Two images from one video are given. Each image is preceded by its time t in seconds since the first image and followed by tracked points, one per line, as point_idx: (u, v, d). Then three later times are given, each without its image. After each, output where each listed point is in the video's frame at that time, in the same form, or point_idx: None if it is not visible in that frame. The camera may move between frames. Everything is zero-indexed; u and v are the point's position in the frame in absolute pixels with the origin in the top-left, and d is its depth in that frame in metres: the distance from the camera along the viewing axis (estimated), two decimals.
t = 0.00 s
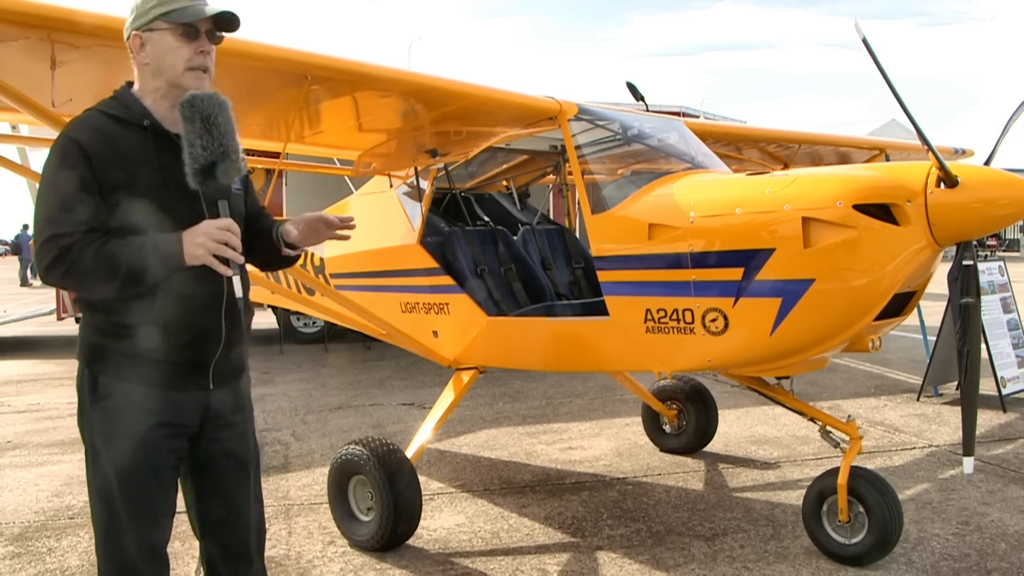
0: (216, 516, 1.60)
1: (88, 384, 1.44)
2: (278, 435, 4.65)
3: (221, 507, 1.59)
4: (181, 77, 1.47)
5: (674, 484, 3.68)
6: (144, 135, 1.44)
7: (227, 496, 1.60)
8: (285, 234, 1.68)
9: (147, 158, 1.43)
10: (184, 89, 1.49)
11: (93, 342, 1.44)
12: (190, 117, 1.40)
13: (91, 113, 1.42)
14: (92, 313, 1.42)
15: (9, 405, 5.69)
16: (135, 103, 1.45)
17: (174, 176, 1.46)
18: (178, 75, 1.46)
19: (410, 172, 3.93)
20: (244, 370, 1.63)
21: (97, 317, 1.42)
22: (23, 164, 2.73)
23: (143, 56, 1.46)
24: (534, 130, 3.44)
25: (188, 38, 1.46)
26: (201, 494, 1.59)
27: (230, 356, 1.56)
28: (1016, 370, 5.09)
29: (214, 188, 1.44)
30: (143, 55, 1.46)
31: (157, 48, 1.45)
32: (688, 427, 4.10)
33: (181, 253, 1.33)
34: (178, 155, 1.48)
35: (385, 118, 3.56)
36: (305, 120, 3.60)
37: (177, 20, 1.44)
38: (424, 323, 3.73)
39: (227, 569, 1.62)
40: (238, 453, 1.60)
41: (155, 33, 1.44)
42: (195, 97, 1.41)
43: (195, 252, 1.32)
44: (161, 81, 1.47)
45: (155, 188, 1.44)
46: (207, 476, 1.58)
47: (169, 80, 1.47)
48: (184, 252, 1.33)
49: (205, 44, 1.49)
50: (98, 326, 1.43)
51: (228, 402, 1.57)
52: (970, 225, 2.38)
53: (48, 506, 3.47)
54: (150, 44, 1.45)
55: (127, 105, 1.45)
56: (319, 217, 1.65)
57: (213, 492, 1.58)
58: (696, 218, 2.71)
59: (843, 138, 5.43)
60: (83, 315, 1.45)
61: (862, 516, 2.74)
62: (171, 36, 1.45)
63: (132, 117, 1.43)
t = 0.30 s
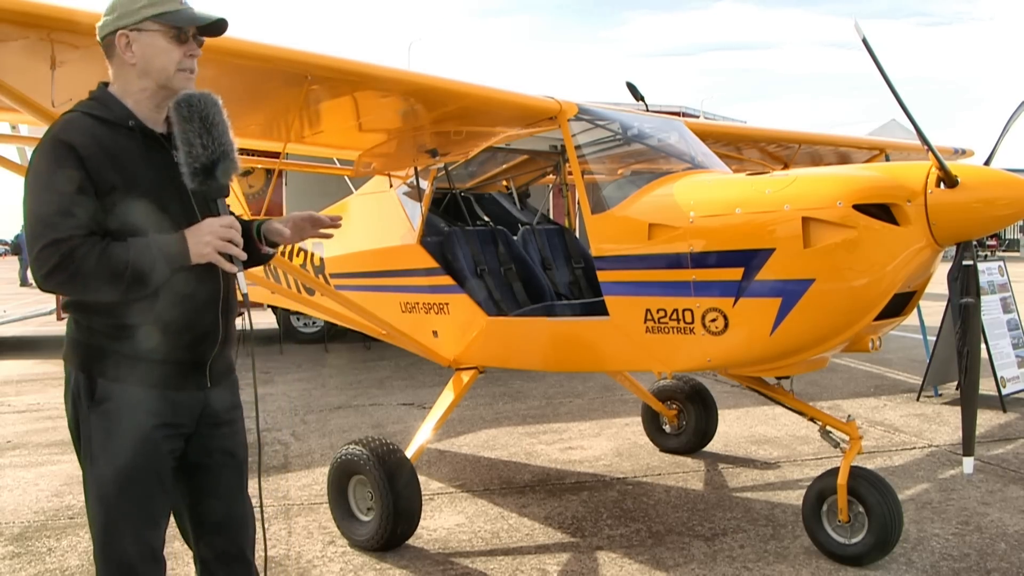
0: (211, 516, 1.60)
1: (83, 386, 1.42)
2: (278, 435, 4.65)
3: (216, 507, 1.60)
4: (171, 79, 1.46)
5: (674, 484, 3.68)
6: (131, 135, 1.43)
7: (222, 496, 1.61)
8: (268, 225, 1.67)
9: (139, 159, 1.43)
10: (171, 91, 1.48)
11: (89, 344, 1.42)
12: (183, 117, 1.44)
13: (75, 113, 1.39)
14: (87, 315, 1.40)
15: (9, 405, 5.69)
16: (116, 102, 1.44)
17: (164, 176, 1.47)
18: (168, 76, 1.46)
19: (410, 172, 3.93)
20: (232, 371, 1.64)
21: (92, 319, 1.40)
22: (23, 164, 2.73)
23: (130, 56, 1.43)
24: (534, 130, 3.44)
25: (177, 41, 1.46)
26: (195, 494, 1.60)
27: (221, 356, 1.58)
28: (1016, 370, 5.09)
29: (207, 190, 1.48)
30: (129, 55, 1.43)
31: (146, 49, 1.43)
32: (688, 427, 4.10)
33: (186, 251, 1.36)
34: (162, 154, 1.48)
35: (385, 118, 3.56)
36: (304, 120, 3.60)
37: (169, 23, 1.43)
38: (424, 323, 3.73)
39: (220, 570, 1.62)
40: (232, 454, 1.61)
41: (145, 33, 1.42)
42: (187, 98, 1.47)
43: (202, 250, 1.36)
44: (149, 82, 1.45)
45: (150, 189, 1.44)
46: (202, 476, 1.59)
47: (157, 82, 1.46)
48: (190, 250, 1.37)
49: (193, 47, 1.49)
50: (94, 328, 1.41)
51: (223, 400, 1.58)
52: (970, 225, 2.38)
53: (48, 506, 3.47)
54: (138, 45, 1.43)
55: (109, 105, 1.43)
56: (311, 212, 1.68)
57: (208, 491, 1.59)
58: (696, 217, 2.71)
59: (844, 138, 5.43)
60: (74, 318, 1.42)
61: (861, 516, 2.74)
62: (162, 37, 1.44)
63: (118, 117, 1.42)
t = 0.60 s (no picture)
0: (210, 515, 1.61)
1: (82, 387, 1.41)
2: (278, 435, 4.66)
3: (215, 506, 1.60)
4: (172, 89, 1.50)
5: (674, 484, 3.68)
6: (127, 136, 1.43)
7: (221, 494, 1.61)
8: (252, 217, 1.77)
9: (137, 160, 1.44)
10: (169, 99, 1.51)
11: (88, 345, 1.41)
12: (200, 120, 1.58)
13: (70, 113, 1.37)
14: (85, 316, 1.39)
15: (9, 405, 5.69)
16: (108, 102, 1.42)
17: (160, 176, 1.48)
18: (170, 86, 1.49)
19: (410, 172, 3.93)
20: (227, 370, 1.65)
21: (91, 320, 1.39)
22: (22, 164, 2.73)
23: (140, 58, 1.43)
24: (534, 130, 3.44)
25: (184, 52, 1.49)
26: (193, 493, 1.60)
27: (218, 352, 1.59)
28: (1015, 370, 5.09)
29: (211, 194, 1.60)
30: (138, 56, 1.43)
31: (157, 55, 1.44)
32: (688, 427, 4.10)
33: (201, 247, 1.40)
34: (155, 153, 1.49)
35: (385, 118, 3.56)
36: (304, 120, 3.60)
37: (184, 35, 1.46)
38: (424, 323, 3.73)
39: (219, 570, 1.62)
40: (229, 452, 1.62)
41: (160, 39, 1.44)
42: (205, 103, 1.61)
43: (218, 249, 1.41)
44: (152, 87, 1.47)
45: (149, 190, 1.45)
46: (200, 475, 1.59)
47: (160, 90, 1.48)
48: (204, 248, 1.40)
49: (192, 59, 1.53)
50: (93, 329, 1.40)
51: (220, 398, 1.59)
52: (970, 225, 2.38)
53: (48, 506, 3.47)
54: (149, 49, 1.43)
55: (100, 104, 1.41)
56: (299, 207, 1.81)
57: (207, 491, 1.60)
58: (696, 217, 2.71)
59: (843, 138, 5.43)
60: (69, 319, 1.41)
61: (861, 516, 2.74)
62: (173, 47, 1.46)
63: (114, 118, 1.42)
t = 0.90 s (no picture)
0: (210, 515, 1.61)
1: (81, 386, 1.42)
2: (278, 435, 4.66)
3: (214, 505, 1.61)
4: (175, 91, 1.51)
5: (673, 484, 3.69)
6: (130, 137, 1.43)
7: (220, 494, 1.61)
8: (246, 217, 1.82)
9: (141, 161, 1.44)
10: (170, 101, 1.52)
11: (90, 345, 1.41)
12: (206, 123, 1.62)
13: (76, 115, 1.38)
14: (87, 315, 1.39)
15: (9, 405, 5.70)
16: (112, 103, 1.43)
17: (163, 177, 1.49)
18: (172, 88, 1.50)
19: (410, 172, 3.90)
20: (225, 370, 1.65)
21: (92, 319, 1.39)
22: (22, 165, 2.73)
23: (144, 61, 1.44)
24: (533, 130, 3.44)
25: (186, 55, 1.50)
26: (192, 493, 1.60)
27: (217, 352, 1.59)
28: (1015, 369, 5.09)
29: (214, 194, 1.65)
30: (143, 59, 1.44)
31: (161, 58, 1.45)
32: (688, 427, 4.10)
33: (209, 247, 1.42)
34: (158, 154, 1.49)
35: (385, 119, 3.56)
36: (304, 121, 3.60)
37: (187, 38, 1.47)
38: (423, 323, 3.73)
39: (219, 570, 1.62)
40: (228, 452, 1.62)
41: (164, 42, 1.45)
42: (214, 103, 1.67)
43: (225, 250, 1.44)
44: (156, 90, 1.48)
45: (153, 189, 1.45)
46: (200, 475, 1.59)
47: (163, 92, 1.49)
48: (211, 247, 1.43)
49: (193, 62, 1.54)
50: (92, 329, 1.39)
51: (219, 398, 1.59)
52: (969, 225, 2.38)
53: (48, 506, 3.48)
54: (153, 52, 1.44)
55: (104, 106, 1.41)
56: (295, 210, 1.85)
57: (207, 490, 1.60)
58: (695, 218, 2.71)
59: (843, 138, 5.44)
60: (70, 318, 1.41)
61: (861, 516, 2.74)
62: (177, 50, 1.47)
63: (119, 120, 1.42)
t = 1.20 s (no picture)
0: (209, 515, 1.61)
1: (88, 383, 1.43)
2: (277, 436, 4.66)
3: (212, 506, 1.61)
4: (200, 94, 1.52)
5: (673, 484, 3.69)
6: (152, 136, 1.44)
7: (218, 494, 1.62)
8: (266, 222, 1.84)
9: (161, 160, 1.44)
10: (195, 105, 1.53)
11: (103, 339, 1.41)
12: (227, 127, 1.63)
13: (101, 111, 1.40)
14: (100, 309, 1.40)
15: (9, 406, 5.70)
16: (136, 103, 1.44)
17: (181, 178, 1.49)
18: (197, 92, 1.51)
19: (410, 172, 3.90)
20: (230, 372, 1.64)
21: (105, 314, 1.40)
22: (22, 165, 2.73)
23: (170, 64, 1.46)
24: (533, 130, 3.44)
25: (212, 60, 1.51)
26: (194, 494, 1.59)
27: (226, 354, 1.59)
28: (1015, 369, 5.09)
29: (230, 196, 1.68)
30: (169, 62, 1.46)
31: (187, 63, 1.47)
32: (688, 427, 4.10)
33: (219, 247, 1.42)
34: (179, 155, 1.50)
35: (385, 119, 3.56)
36: (304, 121, 3.60)
37: (213, 44, 1.48)
38: (423, 323, 3.73)
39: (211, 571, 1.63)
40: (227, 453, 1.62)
41: (190, 46, 1.46)
42: (236, 107, 1.67)
43: (235, 249, 1.43)
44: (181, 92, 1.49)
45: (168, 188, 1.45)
46: (201, 475, 1.59)
47: (188, 96, 1.50)
48: (223, 246, 1.42)
49: (219, 68, 1.55)
50: (97, 325, 1.41)
51: (226, 399, 1.60)
52: (969, 224, 2.38)
53: (48, 506, 3.47)
54: (179, 56, 1.46)
55: (129, 105, 1.43)
56: (314, 214, 1.87)
57: (208, 490, 1.60)
58: (695, 218, 2.71)
59: (842, 138, 5.44)
60: (81, 313, 1.43)
61: (861, 516, 2.74)
62: (203, 55, 1.49)
63: (143, 119, 1.43)
